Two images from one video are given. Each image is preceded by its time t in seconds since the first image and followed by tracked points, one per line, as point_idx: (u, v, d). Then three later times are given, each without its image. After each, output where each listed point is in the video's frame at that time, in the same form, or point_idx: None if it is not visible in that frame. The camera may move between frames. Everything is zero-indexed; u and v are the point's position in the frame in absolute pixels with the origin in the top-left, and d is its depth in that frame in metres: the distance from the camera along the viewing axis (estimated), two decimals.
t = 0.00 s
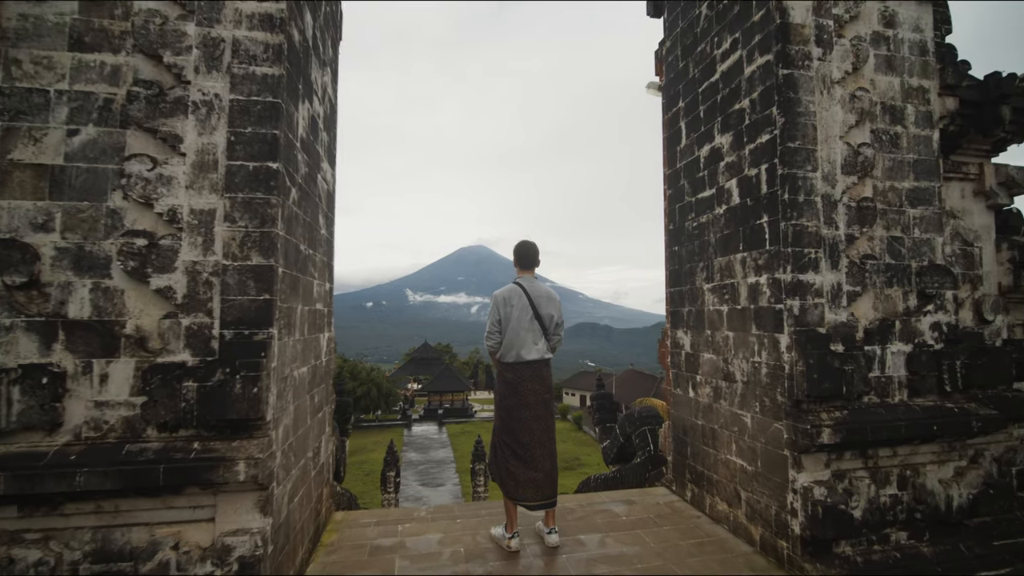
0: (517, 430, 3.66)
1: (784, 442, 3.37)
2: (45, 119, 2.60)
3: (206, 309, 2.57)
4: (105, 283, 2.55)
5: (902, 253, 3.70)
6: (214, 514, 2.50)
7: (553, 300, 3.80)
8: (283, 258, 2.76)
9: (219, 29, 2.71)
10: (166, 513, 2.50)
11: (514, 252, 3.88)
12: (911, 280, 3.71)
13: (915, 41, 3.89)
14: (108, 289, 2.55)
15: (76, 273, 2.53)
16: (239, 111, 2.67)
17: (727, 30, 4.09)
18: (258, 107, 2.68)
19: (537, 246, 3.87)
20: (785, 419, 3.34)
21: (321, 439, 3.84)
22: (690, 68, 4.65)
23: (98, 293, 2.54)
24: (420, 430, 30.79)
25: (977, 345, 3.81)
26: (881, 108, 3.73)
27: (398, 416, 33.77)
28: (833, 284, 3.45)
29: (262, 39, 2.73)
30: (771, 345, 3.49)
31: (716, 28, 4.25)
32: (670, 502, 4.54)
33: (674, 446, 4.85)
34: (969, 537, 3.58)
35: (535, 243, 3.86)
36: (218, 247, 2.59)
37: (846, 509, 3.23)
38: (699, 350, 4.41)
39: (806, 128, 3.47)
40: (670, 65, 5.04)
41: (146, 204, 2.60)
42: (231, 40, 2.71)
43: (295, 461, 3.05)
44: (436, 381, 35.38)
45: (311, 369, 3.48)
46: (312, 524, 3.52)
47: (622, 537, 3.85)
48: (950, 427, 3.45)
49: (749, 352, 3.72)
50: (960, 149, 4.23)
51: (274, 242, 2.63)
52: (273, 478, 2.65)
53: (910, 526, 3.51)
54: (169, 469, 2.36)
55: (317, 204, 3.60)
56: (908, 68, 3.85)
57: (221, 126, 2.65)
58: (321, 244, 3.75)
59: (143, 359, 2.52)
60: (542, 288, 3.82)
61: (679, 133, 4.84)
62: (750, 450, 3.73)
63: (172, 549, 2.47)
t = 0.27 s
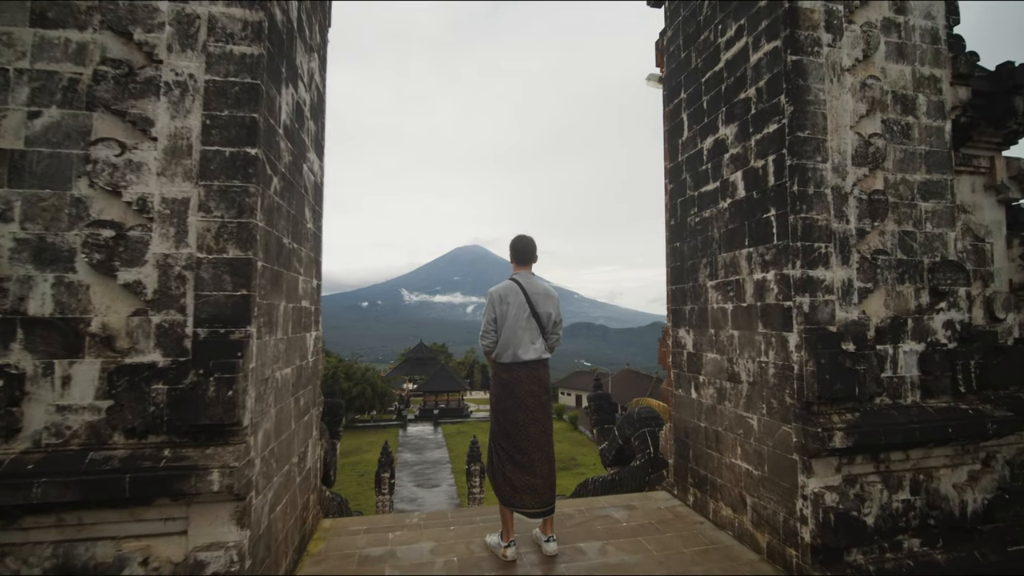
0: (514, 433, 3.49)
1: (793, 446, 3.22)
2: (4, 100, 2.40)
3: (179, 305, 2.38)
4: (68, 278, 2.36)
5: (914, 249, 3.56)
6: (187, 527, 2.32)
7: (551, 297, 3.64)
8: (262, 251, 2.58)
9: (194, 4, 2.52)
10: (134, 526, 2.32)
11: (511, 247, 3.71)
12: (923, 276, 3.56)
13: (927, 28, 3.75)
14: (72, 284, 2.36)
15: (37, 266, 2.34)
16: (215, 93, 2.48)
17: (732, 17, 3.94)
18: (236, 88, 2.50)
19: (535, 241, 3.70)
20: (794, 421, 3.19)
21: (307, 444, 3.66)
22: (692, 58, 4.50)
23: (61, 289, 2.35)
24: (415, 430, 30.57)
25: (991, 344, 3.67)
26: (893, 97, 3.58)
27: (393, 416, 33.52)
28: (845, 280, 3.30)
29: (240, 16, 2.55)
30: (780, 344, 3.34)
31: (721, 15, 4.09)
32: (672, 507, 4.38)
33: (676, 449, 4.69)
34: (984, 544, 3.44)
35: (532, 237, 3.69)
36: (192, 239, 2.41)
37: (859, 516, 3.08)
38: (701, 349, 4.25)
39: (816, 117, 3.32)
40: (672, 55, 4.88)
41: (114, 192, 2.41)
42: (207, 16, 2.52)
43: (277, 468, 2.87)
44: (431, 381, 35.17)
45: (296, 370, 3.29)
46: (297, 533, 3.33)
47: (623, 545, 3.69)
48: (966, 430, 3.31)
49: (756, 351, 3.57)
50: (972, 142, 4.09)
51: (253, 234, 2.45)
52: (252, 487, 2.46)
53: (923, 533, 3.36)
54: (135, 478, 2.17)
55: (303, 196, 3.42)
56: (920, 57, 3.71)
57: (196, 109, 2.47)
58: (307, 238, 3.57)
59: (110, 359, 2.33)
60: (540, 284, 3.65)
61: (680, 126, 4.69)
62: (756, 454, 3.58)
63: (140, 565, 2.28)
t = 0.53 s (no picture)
0: (511, 438, 3.32)
1: (804, 451, 3.07)
2: None
3: (149, 303, 2.20)
4: (28, 273, 2.17)
5: (928, 245, 3.42)
6: (157, 543, 2.14)
7: (549, 296, 3.47)
8: (241, 244, 2.40)
9: None
10: (100, 542, 2.13)
11: (507, 242, 3.54)
12: (937, 273, 3.42)
13: (940, 16, 3.61)
14: (32, 279, 2.17)
15: None
16: (190, 74, 2.30)
17: (737, 4, 3.79)
18: (212, 69, 2.32)
19: (532, 236, 3.54)
20: (805, 426, 3.04)
21: (293, 449, 3.48)
22: (695, 48, 4.34)
23: (20, 285, 2.16)
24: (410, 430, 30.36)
25: (1006, 344, 3.53)
26: (906, 87, 3.44)
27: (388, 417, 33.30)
28: (857, 277, 3.15)
29: None
30: (789, 344, 3.19)
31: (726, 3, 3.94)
32: (674, 513, 4.22)
33: (678, 452, 4.54)
34: (1001, 553, 3.30)
35: (529, 233, 3.52)
36: (163, 231, 2.23)
37: (873, 525, 2.93)
38: (705, 350, 4.10)
39: (828, 107, 3.17)
40: (673, 46, 4.73)
41: (79, 180, 2.22)
42: None
43: (258, 477, 2.69)
44: (426, 381, 34.97)
45: (280, 372, 3.11)
46: (282, 544, 3.15)
47: (624, 554, 3.53)
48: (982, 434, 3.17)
49: (763, 352, 3.42)
50: (984, 135, 3.95)
51: (230, 226, 2.27)
52: (229, 499, 2.28)
53: (938, 541, 3.22)
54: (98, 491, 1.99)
55: (287, 188, 3.24)
56: (933, 45, 3.57)
57: (168, 91, 2.29)
58: (293, 233, 3.39)
59: (73, 361, 2.15)
60: (538, 282, 3.48)
61: (683, 119, 4.53)
62: (763, 459, 3.43)
63: None
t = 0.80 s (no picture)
0: (508, 445, 3.17)
1: (815, 459, 2.93)
2: None
3: (116, 303, 2.03)
4: None
5: (942, 243, 3.28)
6: (125, 563, 1.97)
7: (548, 296, 3.32)
8: (218, 241, 2.24)
9: None
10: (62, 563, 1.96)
11: (504, 240, 3.39)
12: (951, 273, 3.29)
13: (953, 6, 3.47)
14: None
15: None
16: (163, 56, 2.14)
17: None
18: (187, 52, 2.15)
19: (531, 234, 3.38)
20: (817, 433, 2.90)
21: (279, 457, 3.31)
22: (699, 40, 4.20)
23: None
24: (406, 432, 30.15)
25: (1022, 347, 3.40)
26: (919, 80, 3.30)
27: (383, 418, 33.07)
28: (870, 277, 3.01)
29: None
30: (799, 347, 3.04)
31: None
32: (677, 522, 4.08)
33: (680, 458, 4.39)
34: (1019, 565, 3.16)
35: (527, 230, 3.37)
36: (133, 226, 2.06)
37: (888, 537, 2.79)
38: (709, 352, 3.96)
39: (840, 98, 3.03)
40: (676, 39, 4.59)
41: (41, 170, 2.05)
42: None
43: (238, 489, 2.52)
44: (422, 382, 34.77)
45: (264, 377, 2.95)
46: (266, 559, 2.98)
47: (627, 566, 3.38)
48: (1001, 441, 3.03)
49: (772, 355, 3.27)
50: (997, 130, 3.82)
51: (206, 221, 2.11)
52: (205, 516, 2.12)
53: (954, 553, 3.08)
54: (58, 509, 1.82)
55: (273, 183, 3.07)
56: (946, 37, 3.43)
57: (139, 75, 2.13)
58: (278, 229, 3.22)
59: (33, 367, 1.98)
60: (537, 281, 3.33)
61: (685, 113, 4.39)
62: (771, 467, 3.29)
63: None
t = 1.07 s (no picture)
0: (504, 455, 3.01)
1: (828, 469, 2.78)
2: None
3: (76, 305, 1.86)
4: None
5: (957, 242, 3.15)
6: None
7: (546, 297, 3.16)
8: (190, 238, 2.07)
9: None
10: None
11: (501, 239, 3.23)
12: (967, 273, 3.15)
13: None
14: None
15: None
16: (129, 37, 1.97)
17: None
18: (157, 32, 1.98)
19: (528, 232, 3.23)
20: (829, 442, 2.75)
21: (262, 467, 3.14)
22: (702, 32, 4.06)
23: None
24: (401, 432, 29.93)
25: None
26: (933, 72, 3.17)
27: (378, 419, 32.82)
28: (885, 277, 2.87)
29: None
30: (810, 351, 2.90)
31: None
32: (679, 531, 3.93)
33: (682, 465, 4.24)
34: None
35: (525, 228, 3.22)
36: (95, 221, 1.89)
37: (904, 552, 2.65)
38: (713, 355, 3.81)
39: (853, 90, 2.89)
40: (678, 32, 4.45)
41: None
42: None
43: (215, 504, 2.35)
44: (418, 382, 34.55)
45: (244, 383, 2.77)
46: None
47: None
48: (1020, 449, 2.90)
49: (780, 359, 3.13)
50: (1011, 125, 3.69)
51: (175, 217, 1.94)
52: (174, 537, 1.95)
53: (971, 567, 2.94)
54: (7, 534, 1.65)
55: (254, 177, 2.90)
56: (961, 27, 3.30)
57: (102, 57, 1.95)
58: (261, 227, 3.05)
59: None
60: (534, 282, 3.17)
61: (688, 108, 4.25)
62: (780, 476, 3.14)
63: None
